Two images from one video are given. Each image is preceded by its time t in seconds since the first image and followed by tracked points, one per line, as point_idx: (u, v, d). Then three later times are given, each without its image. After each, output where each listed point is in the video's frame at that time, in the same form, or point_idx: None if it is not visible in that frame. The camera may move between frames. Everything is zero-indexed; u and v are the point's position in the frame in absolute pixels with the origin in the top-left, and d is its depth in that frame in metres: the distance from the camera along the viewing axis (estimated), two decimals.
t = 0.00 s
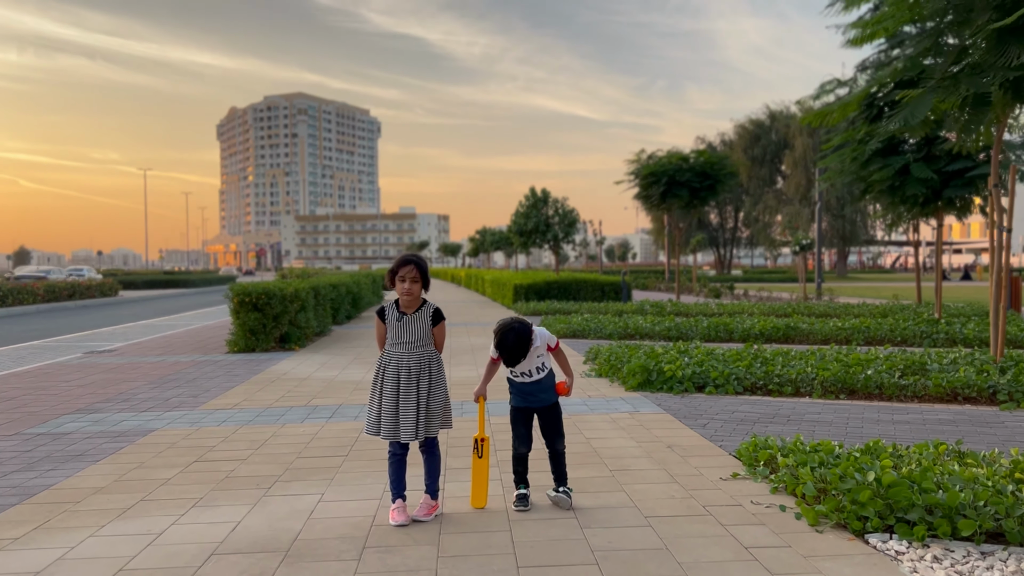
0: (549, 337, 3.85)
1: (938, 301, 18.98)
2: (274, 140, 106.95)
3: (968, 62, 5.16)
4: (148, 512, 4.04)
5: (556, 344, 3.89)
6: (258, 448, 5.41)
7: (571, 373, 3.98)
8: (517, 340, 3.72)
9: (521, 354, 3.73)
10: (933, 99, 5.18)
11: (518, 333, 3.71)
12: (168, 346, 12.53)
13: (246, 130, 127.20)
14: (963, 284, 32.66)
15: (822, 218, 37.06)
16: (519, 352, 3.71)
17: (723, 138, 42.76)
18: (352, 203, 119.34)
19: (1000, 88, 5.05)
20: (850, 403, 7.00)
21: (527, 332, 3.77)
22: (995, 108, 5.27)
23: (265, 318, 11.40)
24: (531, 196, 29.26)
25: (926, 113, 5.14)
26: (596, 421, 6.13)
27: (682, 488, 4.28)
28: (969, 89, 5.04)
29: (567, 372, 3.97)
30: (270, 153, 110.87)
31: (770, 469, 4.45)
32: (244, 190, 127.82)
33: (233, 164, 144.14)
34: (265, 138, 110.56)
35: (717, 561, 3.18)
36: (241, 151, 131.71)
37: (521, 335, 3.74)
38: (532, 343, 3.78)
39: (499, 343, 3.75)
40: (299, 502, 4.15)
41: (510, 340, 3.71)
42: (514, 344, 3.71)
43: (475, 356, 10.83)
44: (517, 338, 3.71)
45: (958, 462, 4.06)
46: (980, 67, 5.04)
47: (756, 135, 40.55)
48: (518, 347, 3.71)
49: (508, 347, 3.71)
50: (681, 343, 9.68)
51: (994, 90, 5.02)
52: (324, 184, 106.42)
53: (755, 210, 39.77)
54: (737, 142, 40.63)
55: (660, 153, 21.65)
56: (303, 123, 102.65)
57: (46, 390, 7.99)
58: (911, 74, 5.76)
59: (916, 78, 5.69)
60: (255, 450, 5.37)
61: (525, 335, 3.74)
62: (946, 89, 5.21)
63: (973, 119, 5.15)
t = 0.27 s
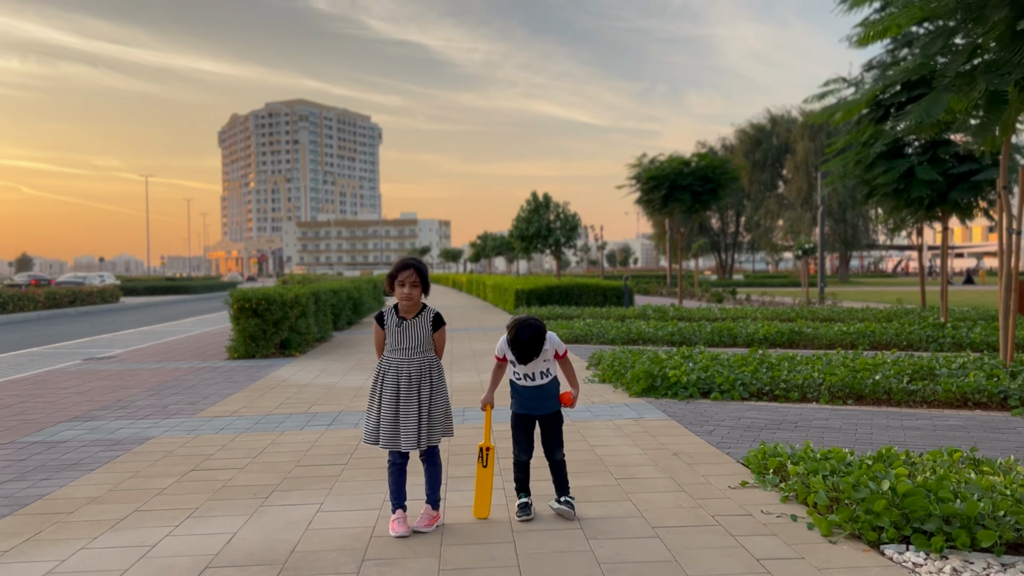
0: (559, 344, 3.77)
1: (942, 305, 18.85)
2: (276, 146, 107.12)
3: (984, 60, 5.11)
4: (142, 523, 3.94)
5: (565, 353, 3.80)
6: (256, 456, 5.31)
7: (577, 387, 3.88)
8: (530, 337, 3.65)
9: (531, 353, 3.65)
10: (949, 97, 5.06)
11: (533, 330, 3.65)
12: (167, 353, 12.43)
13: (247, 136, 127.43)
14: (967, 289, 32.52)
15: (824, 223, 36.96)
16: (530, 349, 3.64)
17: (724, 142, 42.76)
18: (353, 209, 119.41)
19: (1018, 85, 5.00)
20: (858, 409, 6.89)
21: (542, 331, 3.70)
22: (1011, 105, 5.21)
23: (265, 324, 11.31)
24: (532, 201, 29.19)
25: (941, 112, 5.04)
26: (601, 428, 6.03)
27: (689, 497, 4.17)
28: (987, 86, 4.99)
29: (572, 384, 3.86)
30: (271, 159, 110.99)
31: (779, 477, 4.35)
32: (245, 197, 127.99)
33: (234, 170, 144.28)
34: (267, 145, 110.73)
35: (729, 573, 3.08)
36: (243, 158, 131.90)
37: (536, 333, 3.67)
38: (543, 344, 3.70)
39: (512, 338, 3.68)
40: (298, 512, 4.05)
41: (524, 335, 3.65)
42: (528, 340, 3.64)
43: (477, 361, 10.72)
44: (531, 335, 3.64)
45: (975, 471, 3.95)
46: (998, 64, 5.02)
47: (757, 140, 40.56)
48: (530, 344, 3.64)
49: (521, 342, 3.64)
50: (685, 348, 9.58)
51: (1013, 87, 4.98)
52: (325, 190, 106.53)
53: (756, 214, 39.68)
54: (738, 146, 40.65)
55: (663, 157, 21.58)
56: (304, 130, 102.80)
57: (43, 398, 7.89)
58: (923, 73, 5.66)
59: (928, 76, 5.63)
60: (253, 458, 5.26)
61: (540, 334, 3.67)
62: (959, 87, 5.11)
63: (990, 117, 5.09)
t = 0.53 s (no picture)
0: (569, 351, 3.67)
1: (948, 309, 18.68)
2: (278, 153, 107.30)
3: (1001, 58, 5.05)
4: (132, 537, 3.80)
5: (573, 362, 3.70)
6: (252, 466, 5.18)
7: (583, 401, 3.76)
8: (541, 338, 3.56)
9: (539, 355, 3.55)
10: (966, 96, 5.00)
11: (544, 333, 3.57)
12: (166, 359, 12.31)
13: (250, 143, 127.67)
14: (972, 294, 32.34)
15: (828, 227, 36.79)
16: (540, 351, 3.54)
17: (727, 147, 42.68)
18: (355, 215, 119.49)
19: None
20: (868, 416, 6.75)
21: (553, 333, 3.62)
22: None
23: (264, 330, 11.19)
24: (534, 206, 29.09)
25: (958, 110, 4.98)
26: (605, 436, 5.89)
27: (698, 509, 4.04)
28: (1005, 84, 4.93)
29: (579, 396, 3.74)
30: (274, 166, 111.12)
31: (791, 488, 4.21)
32: (248, 203, 128.17)
33: (237, 177, 144.50)
34: (269, 151, 110.91)
35: None
36: (245, 164, 132.12)
37: (547, 335, 3.59)
38: (552, 348, 3.60)
39: (523, 338, 3.59)
40: (293, 525, 3.92)
41: (536, 336, 3.55)
42: (538, 341, 3.55)
43: (478, 368, 10.59)
44: (543, 336, 3.56)
45: (995, 482, 3.81)
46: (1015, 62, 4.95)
47: (760, 144, 40.48)
48: (541, 345, 3.55)
49: (532, 343, 3.55)
50: (690, 354, 9.44)
51: None
52: (328, 196, 106.64)
53: (759, 219, 39.55)
54: (741, 151, 40.55)
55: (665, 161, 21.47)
56: (307, 136, 102.94)
57: (38, 406, 7.77)
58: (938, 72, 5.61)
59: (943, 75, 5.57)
60: (249, 468, 5.13)
61: (551, 336, 3.59)
62: (976, 85, 5.07)
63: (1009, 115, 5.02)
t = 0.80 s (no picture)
0: (577, 363, 3.53)
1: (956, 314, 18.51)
2: (282, 159, 107.53)
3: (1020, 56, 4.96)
4: (120, 553, 3.67)
5: (581, 377, 3.55)
6: (248, 477, 5.05)
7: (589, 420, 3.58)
8: (550, 339, 3.43)
9: (545, 358, 3.44)
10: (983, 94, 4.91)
11: (554, 335, 3.43)
12: (166, 366, 12.19)
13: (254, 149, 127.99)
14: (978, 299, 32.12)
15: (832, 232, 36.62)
16: (546, 354, 3.42)
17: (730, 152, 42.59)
18: (359, 221, 119.55)
19: None
20: (879, 425, 6.60)
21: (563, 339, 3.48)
22: None
23: (265, 337, 11.08)
24: (537, 211, 28.99)
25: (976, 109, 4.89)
26: (610, 446, 5.74)
27: (708, 523, 3.90)
28: None
29: (585, 415, 3.57)
30: (277, 172, 111.34)
31: (804, 500, 4.08)
32: (252, 209, 128.41)
33: (240, 183, 144.81)
34: (272, 157, 111.14)
35: None
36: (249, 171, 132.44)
37: (557, 338, 3.45)
38: (559, 355, 3.48)
39: (530, 337, 3.46)
40: (287, 540, 3.78)
41: (544, 335, 3.42)
42: (546, 341, 3.41)
43: (481, 374, 10.44)
44: (552, 339, 3.43)
45: (1018, 495, 3.67)
46: None
47: (764, 149, 40.38)
48: (548, 347, 3.42)
49: (539, 344, 3.42)
50: (696, 360, 9.30)
51: None
52: (331, 202, 106.79)
53: (762, 224, 39.39)
54: (744, 156, 40.44)
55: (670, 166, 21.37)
56: (310, 142, 103.15)
57: (34, 414, 7.66)
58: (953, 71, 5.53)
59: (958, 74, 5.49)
60: (245, 479, 5.01)
61: (559, 338, 3.44)
62: (994, 84, 5.01)
63: None
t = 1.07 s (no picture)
0: (581, 374, 3.38)
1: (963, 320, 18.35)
2: (286, 165, 107.80)
3: None
4: (111, 566, 3.56)
5: (585, 390, 3.39)
6: (245, 486, 4.95)
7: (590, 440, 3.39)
8: (554, 341, 3.31)
9: (546, 360, 3.33)
10: (1000, 91, 4.78)
11: (559, 337, 3.31)
12: (167, 372, 12.10)
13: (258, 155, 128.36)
14: (985, 305, 31.89)
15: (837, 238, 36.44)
16: (547, 356, 3.31)
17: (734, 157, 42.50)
18: (362, 227, 119.64)
19: None
20: (889, 432, 6.46)
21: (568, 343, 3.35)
22: None
23: (266, 343, 10.98)
24: (540, 216, 28.90)
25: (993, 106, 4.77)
26: (615, 454, 5.62)
27: (716, 536, 3.77)
28: None
29: (586, 431, 3.40)
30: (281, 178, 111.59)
31: (815, 512, 3.96)
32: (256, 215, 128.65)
33: (244, 189, 145.10)
34: (276, 163, 111.41)
35: None
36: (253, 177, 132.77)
37: (562, 341, 3.32)
38: (562, 361, 3.36)
39: (535, 335, 3.36)
40: (283, 553, 3.67)
41: (548, 335, 3.31)
42: (549, 341, 3.30)
43: (484, 381, 10.32)
44: (555, 341, 3.30)
45: None
46: None
47: (767, 154, 40.28)
48: (550, 348, 3.31)
49: (543, 344, 3.30)
50: (702, 366, 9.17)
51: None
52: (335, 208, 106.93)
53: (767, 229, 39.25)
54: (748, 161, 40.34)
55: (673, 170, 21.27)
56: (314, 148, 103.37)
57: (31, 422, 7.57)
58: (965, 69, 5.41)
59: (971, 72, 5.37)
60: (242, 488, 4.90)
61: (564, 340, 3.31)
62: (1011, 80, 4.88)
63: None
